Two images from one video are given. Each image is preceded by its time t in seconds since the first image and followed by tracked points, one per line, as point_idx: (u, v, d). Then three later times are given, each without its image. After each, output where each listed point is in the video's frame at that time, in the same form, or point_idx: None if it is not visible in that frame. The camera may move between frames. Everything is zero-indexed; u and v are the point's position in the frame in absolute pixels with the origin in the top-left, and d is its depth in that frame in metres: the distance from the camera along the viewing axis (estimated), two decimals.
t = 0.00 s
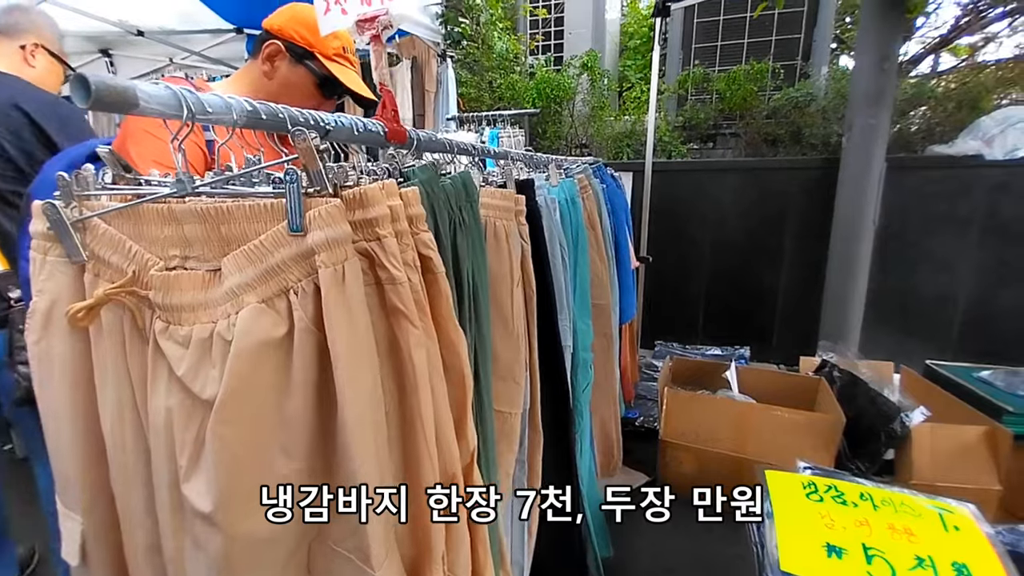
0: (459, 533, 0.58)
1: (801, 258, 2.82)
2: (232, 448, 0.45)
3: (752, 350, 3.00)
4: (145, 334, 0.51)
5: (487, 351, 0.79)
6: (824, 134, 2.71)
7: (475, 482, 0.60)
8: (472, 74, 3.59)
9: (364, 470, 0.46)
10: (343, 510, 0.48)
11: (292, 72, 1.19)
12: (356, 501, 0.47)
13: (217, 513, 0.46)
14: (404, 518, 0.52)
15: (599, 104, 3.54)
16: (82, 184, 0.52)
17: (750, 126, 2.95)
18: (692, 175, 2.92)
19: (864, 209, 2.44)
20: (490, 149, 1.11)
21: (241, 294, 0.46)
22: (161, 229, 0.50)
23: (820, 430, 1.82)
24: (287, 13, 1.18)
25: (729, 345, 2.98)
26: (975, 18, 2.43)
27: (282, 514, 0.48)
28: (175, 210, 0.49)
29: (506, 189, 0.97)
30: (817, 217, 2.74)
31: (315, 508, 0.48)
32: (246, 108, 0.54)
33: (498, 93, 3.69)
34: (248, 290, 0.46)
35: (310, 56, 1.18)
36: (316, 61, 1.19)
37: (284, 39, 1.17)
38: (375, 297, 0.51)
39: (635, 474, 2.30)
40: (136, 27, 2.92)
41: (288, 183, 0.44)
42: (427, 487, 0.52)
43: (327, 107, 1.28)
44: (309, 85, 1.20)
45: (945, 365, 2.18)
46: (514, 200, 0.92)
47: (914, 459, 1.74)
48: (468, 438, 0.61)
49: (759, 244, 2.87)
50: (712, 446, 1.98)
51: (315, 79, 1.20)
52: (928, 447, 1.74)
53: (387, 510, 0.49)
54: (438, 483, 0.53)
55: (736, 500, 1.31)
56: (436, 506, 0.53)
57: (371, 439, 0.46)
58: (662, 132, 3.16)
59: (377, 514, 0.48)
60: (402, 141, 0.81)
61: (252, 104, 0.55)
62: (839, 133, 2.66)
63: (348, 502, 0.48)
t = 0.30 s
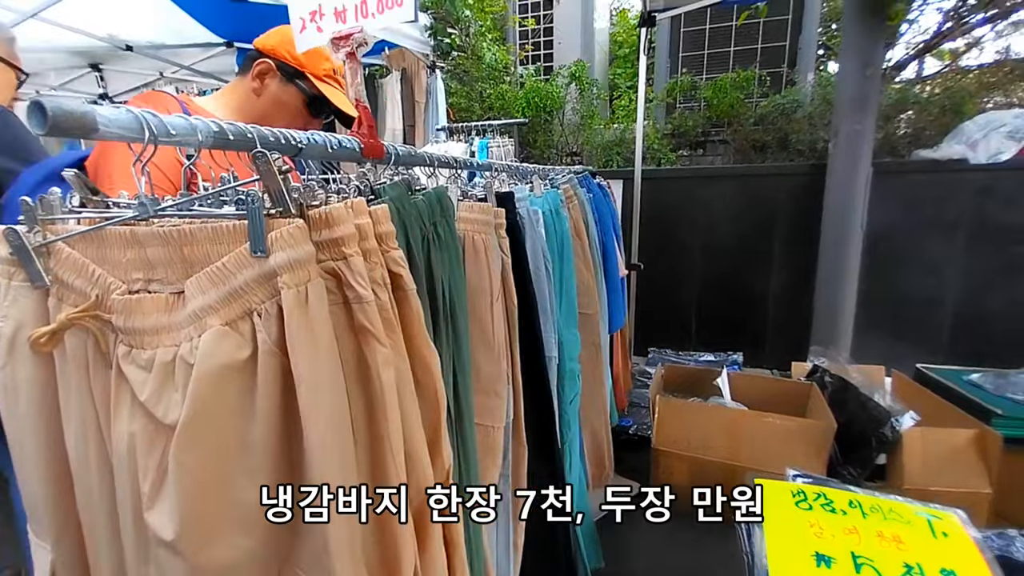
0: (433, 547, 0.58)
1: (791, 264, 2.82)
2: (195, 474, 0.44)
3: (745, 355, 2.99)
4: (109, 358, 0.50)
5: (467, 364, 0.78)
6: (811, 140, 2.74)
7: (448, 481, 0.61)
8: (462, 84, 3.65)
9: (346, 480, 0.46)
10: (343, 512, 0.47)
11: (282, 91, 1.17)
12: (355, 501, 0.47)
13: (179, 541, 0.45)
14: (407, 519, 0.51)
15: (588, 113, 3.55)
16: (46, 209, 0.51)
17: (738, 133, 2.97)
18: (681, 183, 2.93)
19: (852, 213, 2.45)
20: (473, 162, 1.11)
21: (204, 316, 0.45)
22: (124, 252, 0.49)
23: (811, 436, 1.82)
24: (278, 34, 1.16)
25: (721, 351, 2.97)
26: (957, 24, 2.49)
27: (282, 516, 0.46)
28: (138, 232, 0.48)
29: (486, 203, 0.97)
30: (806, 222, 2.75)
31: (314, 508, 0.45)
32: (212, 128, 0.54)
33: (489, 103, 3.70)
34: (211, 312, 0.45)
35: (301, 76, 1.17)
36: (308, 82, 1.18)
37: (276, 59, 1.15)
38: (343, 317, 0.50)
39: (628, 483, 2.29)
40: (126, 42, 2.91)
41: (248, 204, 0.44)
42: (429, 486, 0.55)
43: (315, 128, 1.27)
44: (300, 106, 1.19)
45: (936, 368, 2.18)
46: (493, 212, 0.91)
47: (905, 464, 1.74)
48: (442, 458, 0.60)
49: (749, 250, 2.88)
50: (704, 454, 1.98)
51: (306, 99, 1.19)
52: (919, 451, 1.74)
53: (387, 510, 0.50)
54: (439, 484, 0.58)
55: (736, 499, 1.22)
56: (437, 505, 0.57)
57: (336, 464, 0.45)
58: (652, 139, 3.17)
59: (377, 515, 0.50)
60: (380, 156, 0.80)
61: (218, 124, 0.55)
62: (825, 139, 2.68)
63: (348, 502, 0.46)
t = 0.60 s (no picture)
0: None
1: (780, 270, 2.82)
2: (137, 507, 0.43)
3: (737, 362, 2.98)
4: (52, 387, 0.48)
5: (440, 384, 0.76)
6: (797, 148, 2.75)
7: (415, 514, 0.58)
8: (450, 96, 3.64)
9: (346, 479, 0.48)
10: (342, 512, 0.48)
11: (257, 107, 1.17)
12: (356, 502, 0.48)
13: None
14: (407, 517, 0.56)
15: (577, 122, 3.54)
16: None
17: (725, 141, 2.97)
18: (670, 191, 2.92)
19: (839, 220, 2.45)
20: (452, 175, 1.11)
21: (146, 343, 0.44)
22: (68, 277, 0.48)
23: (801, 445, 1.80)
24: (254, 49, 1.18)
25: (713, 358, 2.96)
26: (938, 31, 2.53)
27: (282, 514, 0.44)
28: (81, 257, 0.47)
29: (460, 217, 0.95)
30: (794, 228, 2.75)
31: (314, 508, 0.45)
32: (163, 149, 0.53)
33: (478, 114, 3.70)
34: (153, 339, 0.43)
35: (276, 93, 1.18)
36: (282, 99, 1.18)
37: (251, 75, 1.16)
38: (295, 341, 0.48)
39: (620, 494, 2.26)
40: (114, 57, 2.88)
41: (189, 229, 0.43)
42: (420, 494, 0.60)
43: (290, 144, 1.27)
44: (274, 122, 1.19)
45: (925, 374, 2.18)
46: (467, 228, 0.89)
47: (896, 472, 1.73)
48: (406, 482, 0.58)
49: (738, 257, 2.87)
50: (694, 464, 1.96)
51: (280, 115, 1.19)
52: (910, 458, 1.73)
53: (387, 510, 0.53)
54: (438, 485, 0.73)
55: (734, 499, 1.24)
56: (438, 503, 0.73)
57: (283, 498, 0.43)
58: (640, 148, 3.17)
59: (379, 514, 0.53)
60: (349, 171, 0.79)
61: (169, 144, 0.54)
62: (811, 147, 2.69)
63: (349, 503, 0.48)
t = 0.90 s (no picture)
0: None
1: (775, 278, 2.80)
2: (95, 541, 0.41)
3: (733, 371, 2.96)
4: (11, 413, 0.47)
5: (422, 403, 0.75)
6: (788, 156, 2.75)
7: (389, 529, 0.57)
8: (444, 107, 3.70)
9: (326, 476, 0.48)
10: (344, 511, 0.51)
11: (237, 120, 1.18)
12: (356, 503, 0.52)
13: None
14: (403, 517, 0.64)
15: (570, 132, 3.51)
16: None
17: (717, 150, 2.98)
18: (664, 199, 2.91)
19: (831, 228, 2.45)
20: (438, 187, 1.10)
21: (106, 368, 0.42)
22: (28, 300, 0.46)
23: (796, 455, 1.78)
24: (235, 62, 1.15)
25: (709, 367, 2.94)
26: (926, 40, 2.56)
27: (282, 514, 0.45)
28: (41, 279, 0.46)
29: (444, 231, 0.94)
30: (787, 236, 2.74)
31: (315, 507, 0.47)
32: (131, 168, 0.52)
33: (471, 125, 3.70)
34: (113, 364, 0.42)
35: (256, 105, 1.17)
36: (263, 111, 1.17)
37: (231, 89, 1.16)
38: (262, 363, 0.47)
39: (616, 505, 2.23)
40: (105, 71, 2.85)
41: (149, 250, 0.41)
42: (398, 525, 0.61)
43: (273, 157, 1.27)
44: (255, 135, 1.20)
45: (920, 382, 2.15)
46: (450, 243, 0.88)
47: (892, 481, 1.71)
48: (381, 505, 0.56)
49: (732, 266, 2.86)
50: (689, 475, 1.94)
51: (261, 128, 1.19)
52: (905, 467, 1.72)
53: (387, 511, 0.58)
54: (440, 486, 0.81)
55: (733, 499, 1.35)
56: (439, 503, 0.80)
57: (248, 531, 0.41)
58: (632, 157, 3.17)
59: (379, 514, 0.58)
60: (328, 186, 0.78)
61: (137, 164, 0.53)
62: (801, 155, 2.70)
63: (349, 503, 0.51)
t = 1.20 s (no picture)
0: None
1: (771, 286, 2.79)
2: (67, 567, 0.40)
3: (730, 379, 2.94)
4: None
5: (410, 419, 0.74)
6: (781, 164, 2.76)
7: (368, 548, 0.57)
8: (439, 117, 3.71)
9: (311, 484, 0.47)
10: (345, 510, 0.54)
11: (229, 133, 1.17)
12: (356, 501, 0.54)
13: None
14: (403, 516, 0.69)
15: (565, 141, 3.49)
16: None
17: (711, 159, 2.98)
18: (659, 207, 2.91)
19: (825, 235, 2.44)
20: (429, 199, 1.10)
21: (79, 390, 0.41)
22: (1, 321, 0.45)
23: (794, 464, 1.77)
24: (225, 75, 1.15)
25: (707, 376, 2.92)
26: (916, 49, 2.61)
27: (282, 513, 0.46)
28: (15, 299, 0.45)
29: (434, 244, 0.94)
30: (783, 244, 2.73)
31: (315, 508, 0.47)
32: (109, 185, 0.52)
33: (466, 135, 3.71)
34: (87, 386, 0.41)
35: (248, 118, 1.16)
36: (254, 124, 1.16)
37: (222, 102, 1.15)
38: (241, 383, 0.46)
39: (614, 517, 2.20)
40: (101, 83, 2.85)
41: (124, 270, 0.41)
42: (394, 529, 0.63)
43: (265, 169, 1.26)
44: (247, 147, 1.18)
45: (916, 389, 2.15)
46: (438, 255, 0.87)
47: (891, 490, 1.70)
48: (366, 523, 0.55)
49: (727, 274, 2.85)
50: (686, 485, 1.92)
51: (252, 140, 1.17)
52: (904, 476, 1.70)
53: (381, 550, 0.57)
54: (437, 487, 0.86)
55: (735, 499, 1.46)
56: (437, 503, 0.86)
57: (223, 557, 0.40)
58: (627, 166, 3.16)
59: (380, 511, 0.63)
60: (316, 200, 0.77)
61: (116, 180, 0.53)
62: (794, 163, 2.71)
63: (349, 502, 0.54)
